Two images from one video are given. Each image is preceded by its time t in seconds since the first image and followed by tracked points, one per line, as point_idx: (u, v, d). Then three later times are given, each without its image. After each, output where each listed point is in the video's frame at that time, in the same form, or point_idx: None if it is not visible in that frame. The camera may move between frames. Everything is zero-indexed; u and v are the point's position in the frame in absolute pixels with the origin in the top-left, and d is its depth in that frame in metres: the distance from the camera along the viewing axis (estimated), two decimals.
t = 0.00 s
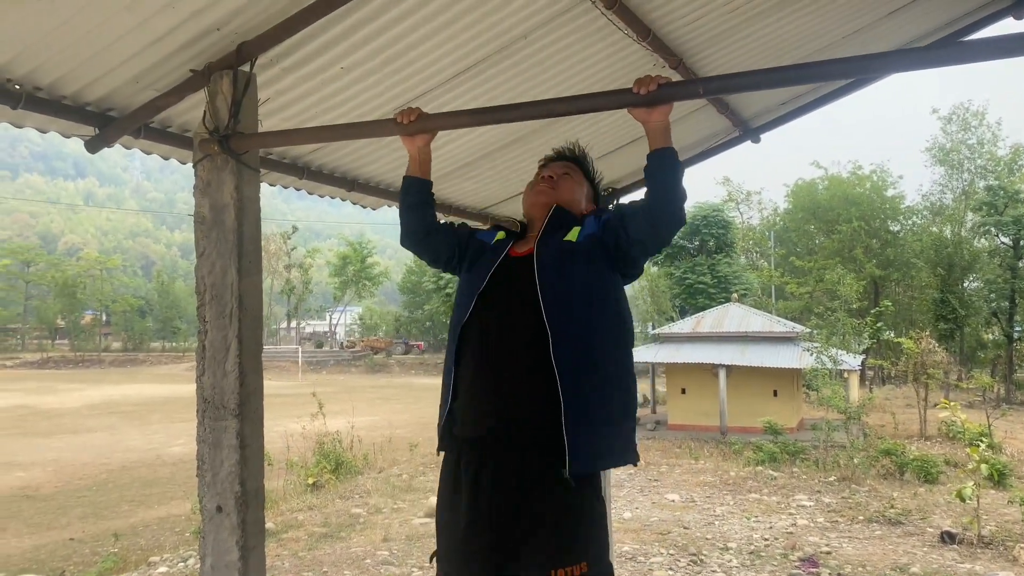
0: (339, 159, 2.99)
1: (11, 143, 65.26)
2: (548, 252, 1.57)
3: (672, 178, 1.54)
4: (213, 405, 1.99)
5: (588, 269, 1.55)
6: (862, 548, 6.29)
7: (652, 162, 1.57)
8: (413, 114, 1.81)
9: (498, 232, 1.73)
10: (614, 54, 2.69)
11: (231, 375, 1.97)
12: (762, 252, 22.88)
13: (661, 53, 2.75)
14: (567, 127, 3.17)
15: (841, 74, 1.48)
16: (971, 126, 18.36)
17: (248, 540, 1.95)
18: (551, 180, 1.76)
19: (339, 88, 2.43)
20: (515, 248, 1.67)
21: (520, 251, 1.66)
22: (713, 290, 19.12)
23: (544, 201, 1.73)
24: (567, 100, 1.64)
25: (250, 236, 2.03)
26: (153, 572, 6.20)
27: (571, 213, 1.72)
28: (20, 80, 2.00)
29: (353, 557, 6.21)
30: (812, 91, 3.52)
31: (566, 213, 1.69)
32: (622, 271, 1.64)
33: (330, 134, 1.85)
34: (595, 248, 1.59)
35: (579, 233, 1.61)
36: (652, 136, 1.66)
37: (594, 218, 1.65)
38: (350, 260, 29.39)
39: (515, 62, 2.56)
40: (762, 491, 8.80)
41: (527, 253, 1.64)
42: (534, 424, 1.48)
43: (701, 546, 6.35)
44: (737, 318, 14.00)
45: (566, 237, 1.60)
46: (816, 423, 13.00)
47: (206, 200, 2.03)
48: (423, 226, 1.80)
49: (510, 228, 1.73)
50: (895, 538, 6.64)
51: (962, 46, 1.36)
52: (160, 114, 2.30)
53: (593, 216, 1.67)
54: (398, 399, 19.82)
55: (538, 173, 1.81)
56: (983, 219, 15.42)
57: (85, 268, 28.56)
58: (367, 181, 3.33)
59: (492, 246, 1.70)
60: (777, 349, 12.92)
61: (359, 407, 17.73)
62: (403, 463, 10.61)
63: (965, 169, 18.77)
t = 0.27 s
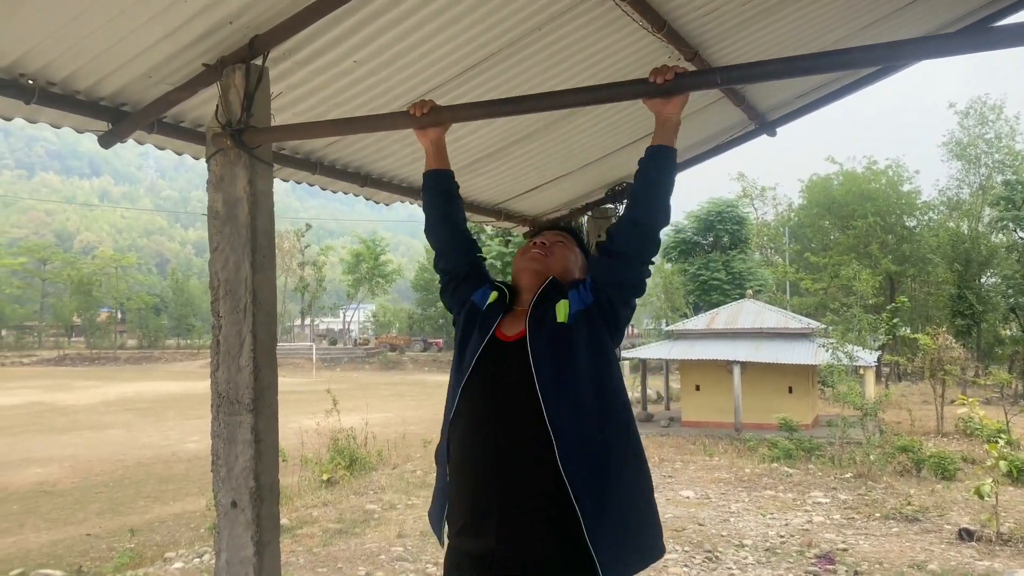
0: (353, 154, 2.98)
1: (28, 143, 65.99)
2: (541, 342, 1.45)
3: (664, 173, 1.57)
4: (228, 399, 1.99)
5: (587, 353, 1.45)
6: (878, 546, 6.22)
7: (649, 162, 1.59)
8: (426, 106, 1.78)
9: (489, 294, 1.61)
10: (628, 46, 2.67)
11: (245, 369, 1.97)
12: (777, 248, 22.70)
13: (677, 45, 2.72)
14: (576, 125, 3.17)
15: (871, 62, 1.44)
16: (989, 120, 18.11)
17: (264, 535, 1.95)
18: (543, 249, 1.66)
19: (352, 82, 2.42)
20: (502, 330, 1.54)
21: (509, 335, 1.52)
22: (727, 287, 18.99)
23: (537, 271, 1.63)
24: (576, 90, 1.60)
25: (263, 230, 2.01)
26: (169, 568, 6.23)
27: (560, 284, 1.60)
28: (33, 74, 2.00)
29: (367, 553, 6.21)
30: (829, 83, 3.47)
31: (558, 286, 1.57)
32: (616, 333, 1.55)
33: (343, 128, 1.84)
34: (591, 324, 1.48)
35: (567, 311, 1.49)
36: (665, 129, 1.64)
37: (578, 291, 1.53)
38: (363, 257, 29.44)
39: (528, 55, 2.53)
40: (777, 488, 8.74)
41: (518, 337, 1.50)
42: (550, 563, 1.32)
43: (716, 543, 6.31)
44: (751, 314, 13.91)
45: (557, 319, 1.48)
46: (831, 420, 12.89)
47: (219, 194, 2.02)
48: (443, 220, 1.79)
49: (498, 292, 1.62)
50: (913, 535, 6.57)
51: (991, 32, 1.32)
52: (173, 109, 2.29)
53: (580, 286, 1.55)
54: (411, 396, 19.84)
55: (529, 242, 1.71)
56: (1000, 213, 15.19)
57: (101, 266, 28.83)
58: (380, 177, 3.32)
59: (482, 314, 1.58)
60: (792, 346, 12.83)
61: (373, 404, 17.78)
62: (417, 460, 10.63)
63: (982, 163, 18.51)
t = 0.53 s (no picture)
0: (365, 146, 2.98)
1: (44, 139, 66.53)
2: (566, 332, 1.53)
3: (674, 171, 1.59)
4: (241, 392, 1.99)
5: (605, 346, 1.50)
6: (892, 539, 6.18)
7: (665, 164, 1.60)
8: (440, 100, 1.77)
9: (532, 290, 1.66)
10: (639, 38, 2.65)
11: (259, 362, 1.98)
12: (790, 241, 22.53)
13: (690, 37, 2.70)
14: (588, 118, 3.16)
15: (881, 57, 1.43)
16: (1005, 110, 17.88)
17: (278, 526, 1.96)
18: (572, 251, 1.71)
19: (363, 75, 2.41)
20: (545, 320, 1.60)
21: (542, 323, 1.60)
22: (740, 280, 18.94)
23: (570, 266, 1.69)
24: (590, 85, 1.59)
25: (276, 224, 2.02)
26: (184, 559, 6.29)
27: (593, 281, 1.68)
28: (47, 69, 2.01)
29: (380, 546, 6.25)
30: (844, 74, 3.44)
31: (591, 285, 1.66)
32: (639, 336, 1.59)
33: (355, 121, 1.83)
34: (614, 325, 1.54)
35: (597, 304, 1.58)
36: (675, 125, 1.63)
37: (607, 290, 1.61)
38: (375, 252, 29.48)
39: (539, 47, 2.51)
40: (790, 481, 8.71)
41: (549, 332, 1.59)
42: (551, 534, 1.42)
43: (729, 536, 6.30)
44: (764, 307, 13.83)
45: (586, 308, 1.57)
46: (844, 413, 12.82)
47: (232, 187, 2.03)
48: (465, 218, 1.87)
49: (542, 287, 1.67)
50: (927, 529, 6.52)
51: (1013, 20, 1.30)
52: (186, 103, 2.30)
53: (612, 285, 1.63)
54: (423, 389, 19.91)
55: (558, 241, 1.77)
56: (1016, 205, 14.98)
57: (116, 261, 29.12)
58: (392, 170, 3.31)
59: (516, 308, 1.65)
60: (805, 339, 12.75)
61: (385, 397, 17.86)
62: (429, 453, 10.67)
63: (998, 155, 18.23)
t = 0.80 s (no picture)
0: (376, 139, 2.98)
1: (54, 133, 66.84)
2: (575, 230, 1.64)
3: (694, 150, 1.54)
4: (253, 382, 2.00)
5: (612, 253, 1.61)
6: (903, 532, 6.16)
7: (678, 142, 1.56)
8: (449, 88, 1.76)
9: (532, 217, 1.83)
10: (649, 28, 2.63)
11: (270, 354, 1.98)
12: (800, 233, 22.34)
13: (699, 27, 2.69)
14: (600, 109, 3.16)
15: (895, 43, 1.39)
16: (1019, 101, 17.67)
17: (289, 517, 1.97)
18: (577, 168, 1.81)
19: (372, 68, 2.41)
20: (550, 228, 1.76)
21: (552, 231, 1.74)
22: (749, 273, 18.89)
23: (571, 181, 1.80)
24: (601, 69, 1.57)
25: (288, 215, 2.02)
26: (196, 551, 6.34)
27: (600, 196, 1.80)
28: (59, 62, 2.02)
29: (390, 538, 6.27)
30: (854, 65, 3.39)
31: (594, 197, 1.77)
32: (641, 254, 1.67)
33: (363, 112, 1.83)
34: (623, 234, 1.65)
35: (607, 214, 1.70)
36: (685, 110, 1.61)
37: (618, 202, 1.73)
38: (384, 245, 29.49)
39: (549, 38, 2.50)
40: (800, 474, 8.69)
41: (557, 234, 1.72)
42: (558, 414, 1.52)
43: (738, 528, 6.29)
44: (774, 300, 13.75)
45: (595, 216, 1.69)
46: (854, 406, 12.77)
47: (243, 180, 2.04)
48: (455, 201, 1.84)
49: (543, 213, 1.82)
50: (938, 522, 6.50)
51: None
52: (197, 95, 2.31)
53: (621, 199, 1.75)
54: (432, 382, 19.95)
55: (564, 158, 1.87)
56: None
57: (126, 255, 29.25)
58: (402, 162, 3.30)
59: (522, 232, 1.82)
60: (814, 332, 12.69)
61: (394, 390, 17.91)
62: (438, 445, 10.69)
63: (1010, 146, 17.92)
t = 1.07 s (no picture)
0: (381, 132, 2.98)
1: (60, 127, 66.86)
2: (589, 188, 1.61)
3: (704, 146, 1.46)
4: (259, 374, 2.01)
5: (627, 211, 1.58)
6: (908, 525, 6.15)
7: (686, 135, 1.49)
8: (454, 80, 1.76)
9: (538, 162, 1.76)
10: (656, 19, 2.62)
11: (276, 345, 1.99)
12: (806, 226, 22.21)
13: (705, 17, 2.68)
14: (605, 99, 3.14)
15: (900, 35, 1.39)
16: None
17: (295, 509, 1.98)
18: (587, 99, 1.71)
19: (378, 60, 2.41)
20: (565, 178, 1.70)
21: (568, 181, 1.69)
22: (755, 266, 18.86)
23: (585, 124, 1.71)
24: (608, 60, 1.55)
25: (294, 207, 2.02)
26: (203, 543, 6.38)
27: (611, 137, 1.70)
28: (64, 55, 2.02)
29: (396, 530, 6.30)
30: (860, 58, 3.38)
31: (606, 141, 1.68)
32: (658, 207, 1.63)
33: (369, 104, 1.82)
34: (640, 186, 1.60)
35: (623, 162, 1.62)
36: (692, 102, 1.57)
37: (634, 146, 1.65)
38: (390, 239, 29.49)
39: (555, 29, 2.50)
40: (806, 467, 8.68)
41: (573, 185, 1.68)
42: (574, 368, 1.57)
43: (744, 521, 6.30)
44: (780, 293, 13.69)
45: (608, 167, 1.63)
46: (861, 399, 12.73)
47: (248, 172, 2.04)
48: (467, 195, 1.83)
49: (550, 155, 1.76)
50: (943, 515, 6.48)
51: None
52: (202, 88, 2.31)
53: (636, 142, 1.66)
54: (437, 375, 19.97)
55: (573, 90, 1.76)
56: None
57: (132, 249, 29.39)
58: (408, 155, 3.30)
59: (528, 180, 1.75)
60: (820, 325, 12.64)
61: (400, 383, 17.95)
62: (443, 438, 10.72)
63: (1018, 138, 17.75)
